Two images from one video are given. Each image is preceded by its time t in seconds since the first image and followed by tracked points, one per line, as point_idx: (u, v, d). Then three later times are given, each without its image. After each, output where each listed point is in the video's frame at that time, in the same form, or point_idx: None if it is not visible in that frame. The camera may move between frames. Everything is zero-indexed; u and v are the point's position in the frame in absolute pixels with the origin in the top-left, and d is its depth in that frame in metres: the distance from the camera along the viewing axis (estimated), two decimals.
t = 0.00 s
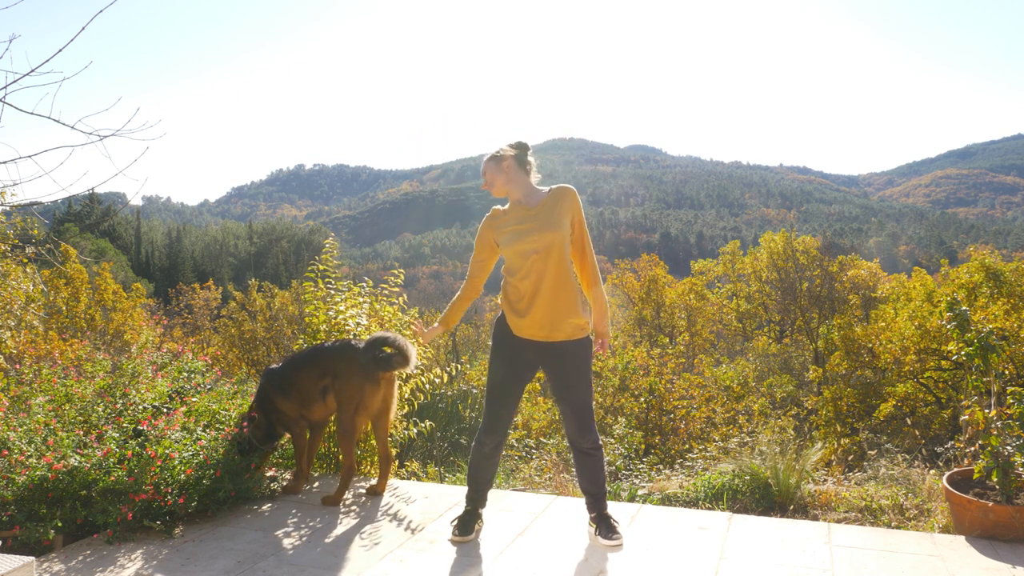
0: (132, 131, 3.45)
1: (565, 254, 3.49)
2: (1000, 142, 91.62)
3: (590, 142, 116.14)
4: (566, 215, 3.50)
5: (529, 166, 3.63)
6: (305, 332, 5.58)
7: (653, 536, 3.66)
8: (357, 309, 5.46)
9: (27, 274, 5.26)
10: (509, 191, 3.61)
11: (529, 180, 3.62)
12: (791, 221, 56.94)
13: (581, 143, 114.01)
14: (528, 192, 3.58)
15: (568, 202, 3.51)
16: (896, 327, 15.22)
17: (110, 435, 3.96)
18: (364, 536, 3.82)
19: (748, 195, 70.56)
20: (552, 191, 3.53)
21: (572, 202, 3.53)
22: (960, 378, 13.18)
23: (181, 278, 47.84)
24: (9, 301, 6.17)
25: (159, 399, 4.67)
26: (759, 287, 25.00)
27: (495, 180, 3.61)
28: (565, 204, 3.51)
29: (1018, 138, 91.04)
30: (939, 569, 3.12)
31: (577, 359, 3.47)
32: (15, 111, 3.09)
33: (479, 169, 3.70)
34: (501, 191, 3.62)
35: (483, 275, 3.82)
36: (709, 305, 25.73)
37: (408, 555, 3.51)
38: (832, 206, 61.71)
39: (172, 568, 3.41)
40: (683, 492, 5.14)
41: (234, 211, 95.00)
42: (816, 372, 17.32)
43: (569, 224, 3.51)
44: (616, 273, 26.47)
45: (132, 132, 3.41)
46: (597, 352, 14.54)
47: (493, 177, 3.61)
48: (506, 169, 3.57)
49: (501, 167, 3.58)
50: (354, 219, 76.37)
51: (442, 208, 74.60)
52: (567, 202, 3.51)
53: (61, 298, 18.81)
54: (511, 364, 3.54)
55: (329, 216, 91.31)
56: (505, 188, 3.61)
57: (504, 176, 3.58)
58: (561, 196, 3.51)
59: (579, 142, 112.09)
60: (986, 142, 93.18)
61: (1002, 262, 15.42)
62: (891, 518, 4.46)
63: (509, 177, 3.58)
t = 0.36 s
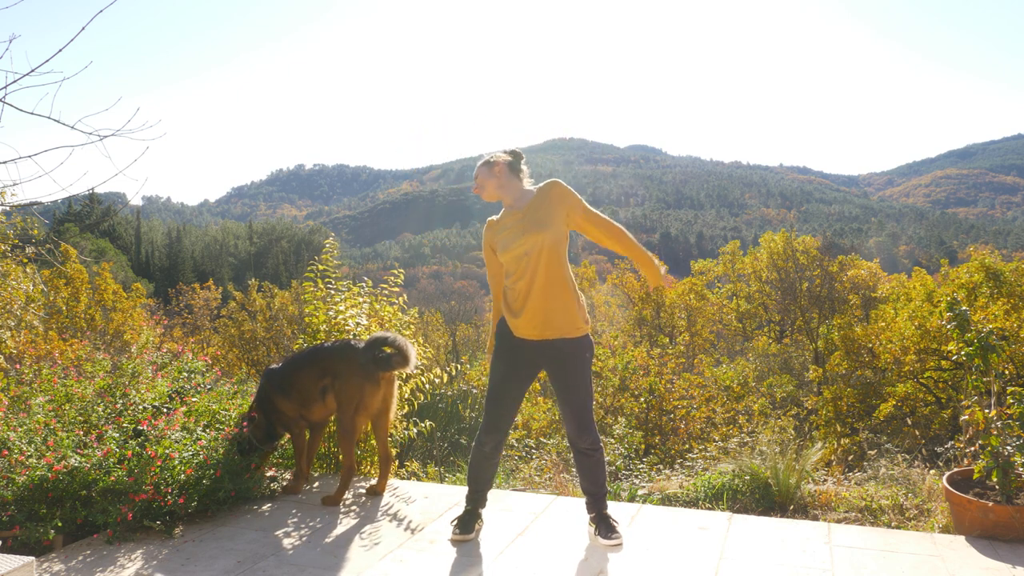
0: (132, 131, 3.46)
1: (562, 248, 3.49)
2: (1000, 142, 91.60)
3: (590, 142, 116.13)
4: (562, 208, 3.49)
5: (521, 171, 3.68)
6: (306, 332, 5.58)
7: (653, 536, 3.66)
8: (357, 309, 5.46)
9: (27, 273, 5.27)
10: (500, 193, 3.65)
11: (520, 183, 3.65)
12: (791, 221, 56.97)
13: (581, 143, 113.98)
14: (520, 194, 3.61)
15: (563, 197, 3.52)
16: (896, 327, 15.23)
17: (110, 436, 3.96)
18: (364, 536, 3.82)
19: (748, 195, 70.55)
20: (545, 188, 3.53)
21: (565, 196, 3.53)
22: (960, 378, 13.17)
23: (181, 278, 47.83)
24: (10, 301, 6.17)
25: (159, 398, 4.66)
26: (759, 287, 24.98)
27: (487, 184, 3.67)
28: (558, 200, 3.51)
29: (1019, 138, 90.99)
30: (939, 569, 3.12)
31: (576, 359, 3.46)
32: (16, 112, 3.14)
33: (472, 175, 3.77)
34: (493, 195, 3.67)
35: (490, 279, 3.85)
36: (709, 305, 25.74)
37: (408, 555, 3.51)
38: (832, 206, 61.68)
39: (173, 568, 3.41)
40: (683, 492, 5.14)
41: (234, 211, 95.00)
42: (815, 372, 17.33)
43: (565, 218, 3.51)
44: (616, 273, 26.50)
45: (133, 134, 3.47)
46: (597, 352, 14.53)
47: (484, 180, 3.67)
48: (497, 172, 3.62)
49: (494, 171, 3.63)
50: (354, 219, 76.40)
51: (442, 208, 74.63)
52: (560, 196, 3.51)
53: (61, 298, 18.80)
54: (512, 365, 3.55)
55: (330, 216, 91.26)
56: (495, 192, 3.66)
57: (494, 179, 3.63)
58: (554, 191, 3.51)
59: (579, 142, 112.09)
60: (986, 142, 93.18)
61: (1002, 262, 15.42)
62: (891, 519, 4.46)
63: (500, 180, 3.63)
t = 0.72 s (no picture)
0: (132, 131, 3.47)
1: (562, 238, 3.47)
2: (1000, 142, 91.56)
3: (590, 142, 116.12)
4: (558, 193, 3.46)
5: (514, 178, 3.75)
6: (305, 332, 5.58)
7: (653, 536, 3.66)
8: (356, 309, 5.46)
9: (27, 274, 5.27)
10: (497, 191, 3.65)
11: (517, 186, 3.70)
12: (791, 221, 56.96)
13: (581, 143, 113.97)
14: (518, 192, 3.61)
15: (559, 182, 3.45)
16: (896, 327, 15.23)
17: (111, 435, 3.96)
18: (363, 535, 3.83)
19: (748, 195, 70.55)
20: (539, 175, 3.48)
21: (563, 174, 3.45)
22: (960, 378, 13.17)
23: (181, 278, 47.83)
24: (10, 301, 6.17)
25: (159, 398, 4.66)
26: (759, 287, 24.93)
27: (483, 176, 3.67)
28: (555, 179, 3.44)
29: (1019, 138, 90.95)
30: (939, 569, 3.12)
31: (576, 357, 3.44)
32: (15, 111, 3.11)
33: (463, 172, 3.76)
34: (489, 192, 3.68)
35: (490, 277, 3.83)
36: (709, 305, 25.74)
37: (408, 555, 3.51)
38: (832, 206, 61.67)
39: (172, 568, 3.41)
40: (683, 492, 5.14)
41: (234, 211, 94.98)
42: (816, 372, 17.33)
43: (562, 208, 3.49)
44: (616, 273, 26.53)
45: (132, 133, 3.46)
46: (597, 352, 14.52)
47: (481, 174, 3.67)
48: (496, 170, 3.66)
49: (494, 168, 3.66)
50: (354, 219, 76.39)
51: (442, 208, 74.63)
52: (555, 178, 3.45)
53: (61, 298, 18.80)
54: (511, 364, 3.55)
55: (330, 216, 91.20)
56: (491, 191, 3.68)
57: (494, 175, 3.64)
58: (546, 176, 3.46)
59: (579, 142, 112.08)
60: (986, 142, 93.17)
61: (1002, 262, 15.41)
62: (891, 518, 4.46)
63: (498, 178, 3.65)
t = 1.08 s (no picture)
0: (132, 131, 3.48)
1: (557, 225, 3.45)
2: (1000, 142, 91.54)
3: (590, 142, 116.10)
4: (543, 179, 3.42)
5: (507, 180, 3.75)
6: (305, 332, 5.58)
7: (653, 536, 3.66)
8: (357, 309, 5.45)
9: (26, 274, 5.25)
10: (496, 195, 3.63)
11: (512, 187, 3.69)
12: (792, 221, 56.94)
13: (581, 143, 113.98)
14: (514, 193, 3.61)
15: (546, 174, 3.42)
16: (896, 327, 15.22)
17: (110, 436, 3.96)
18: (363, 535, 3.82)
19: (748, 195, 70.54)
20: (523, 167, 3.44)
21: (545, 159, 3.40)
22: (960, 378, 13.17)
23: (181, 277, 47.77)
24: (9, 302, 6.17)
25: (159, 398, 4.66)
26: (759, 287, 24.77)
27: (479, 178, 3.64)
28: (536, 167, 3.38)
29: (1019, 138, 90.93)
30: (939, 569, 3.12)
31: (576, 358, 3.43)
32: (14, 111, 3.10)
33: (456, 176, 3.70)
34: (487, 196, 3.66)
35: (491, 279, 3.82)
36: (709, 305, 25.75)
37: (408, 555, 3.51)
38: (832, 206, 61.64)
39: (172, 568, 3.41)
40: (683, 492, 5.15)
41: (234, 211, 94.94)
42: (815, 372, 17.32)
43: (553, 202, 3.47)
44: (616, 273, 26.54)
45: (130, 133, 3.45)
46: (597, 352, 14.52)
47: (477, 178, 3.64)
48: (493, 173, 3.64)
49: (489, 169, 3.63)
50: (354, 219, 76.37)
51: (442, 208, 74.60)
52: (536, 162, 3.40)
53: (61, 298, 18.78)
54: (511, 363, 3.55)
55: (330, 216, 91.17)
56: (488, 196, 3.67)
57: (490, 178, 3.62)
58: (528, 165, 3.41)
59: (579, 142, 112.07)
60: (986, 142, 93.12)
61: (1002, 262, 15.39)
62: (891, 519, 4.46)
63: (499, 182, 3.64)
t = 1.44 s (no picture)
0: (130, 131, 3.52)
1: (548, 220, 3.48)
2: (1000, 142, 91.55)
3: (590, 142, 116.11)
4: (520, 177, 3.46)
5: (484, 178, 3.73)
6: (305, 332, 5.59)
7: (653, 536, 3.66)
8: (357, 309, 5.45)
9: (26, 274, 5.25)
10: (484, 205, 3.57)
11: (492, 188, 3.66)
12: (792, 221, 56.97)
13: (581, 143, 114.01)
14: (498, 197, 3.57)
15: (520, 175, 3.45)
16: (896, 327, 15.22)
17: (111, 436, 3.96)
18: (363, 535, 3.82)
19: (748, 195, 70.54)
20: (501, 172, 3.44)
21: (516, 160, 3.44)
22: (960, 378, 13.18)
23: (181, 278, 47.85)
24: (9, 302, 6.15)
25: (159, 398, 4.66)
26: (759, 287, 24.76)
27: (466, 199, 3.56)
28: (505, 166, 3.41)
29: (1019, 138, 90.89)
30: (939, 569, 3.12)
31: (577, 359, 3.42)
32: (15, 111, 3.20)
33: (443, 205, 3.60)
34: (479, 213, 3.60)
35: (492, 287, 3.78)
36: (709, 305, 25.78)
37: (408, 555, 3.51)
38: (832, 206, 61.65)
39: (173, 568, 3.41)
40: (683, 492, 5.17)
41: (234, 211, 94.94)
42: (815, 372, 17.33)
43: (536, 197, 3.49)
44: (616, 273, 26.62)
45: (131, 133, 3.60)
46: (597, 352, 14.50)
47: (465, 198, 3.57)
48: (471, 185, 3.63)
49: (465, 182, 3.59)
50: (354, 219, 76.34)
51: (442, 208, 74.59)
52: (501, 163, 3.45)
53: (61, 298, 18.76)
54: (513, 363, 3.56)
55: (330, 216, 91.11)
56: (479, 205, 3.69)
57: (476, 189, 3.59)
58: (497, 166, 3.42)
59: (580, 142, 112.08)
60: (987, 142, 93.08)
61: (1002, 262, 15.38)
62: (891, 518, 4.47)
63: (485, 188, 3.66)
